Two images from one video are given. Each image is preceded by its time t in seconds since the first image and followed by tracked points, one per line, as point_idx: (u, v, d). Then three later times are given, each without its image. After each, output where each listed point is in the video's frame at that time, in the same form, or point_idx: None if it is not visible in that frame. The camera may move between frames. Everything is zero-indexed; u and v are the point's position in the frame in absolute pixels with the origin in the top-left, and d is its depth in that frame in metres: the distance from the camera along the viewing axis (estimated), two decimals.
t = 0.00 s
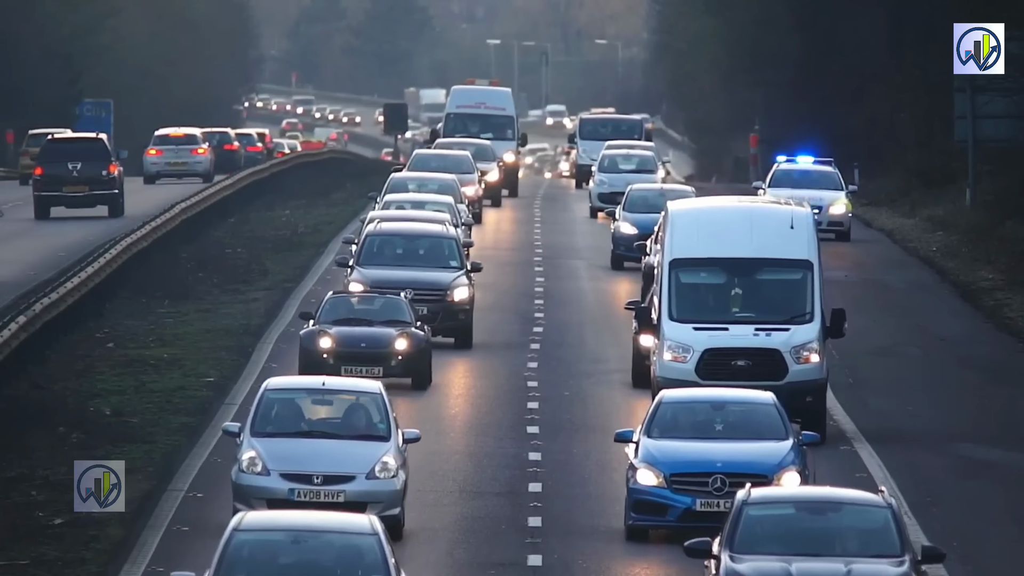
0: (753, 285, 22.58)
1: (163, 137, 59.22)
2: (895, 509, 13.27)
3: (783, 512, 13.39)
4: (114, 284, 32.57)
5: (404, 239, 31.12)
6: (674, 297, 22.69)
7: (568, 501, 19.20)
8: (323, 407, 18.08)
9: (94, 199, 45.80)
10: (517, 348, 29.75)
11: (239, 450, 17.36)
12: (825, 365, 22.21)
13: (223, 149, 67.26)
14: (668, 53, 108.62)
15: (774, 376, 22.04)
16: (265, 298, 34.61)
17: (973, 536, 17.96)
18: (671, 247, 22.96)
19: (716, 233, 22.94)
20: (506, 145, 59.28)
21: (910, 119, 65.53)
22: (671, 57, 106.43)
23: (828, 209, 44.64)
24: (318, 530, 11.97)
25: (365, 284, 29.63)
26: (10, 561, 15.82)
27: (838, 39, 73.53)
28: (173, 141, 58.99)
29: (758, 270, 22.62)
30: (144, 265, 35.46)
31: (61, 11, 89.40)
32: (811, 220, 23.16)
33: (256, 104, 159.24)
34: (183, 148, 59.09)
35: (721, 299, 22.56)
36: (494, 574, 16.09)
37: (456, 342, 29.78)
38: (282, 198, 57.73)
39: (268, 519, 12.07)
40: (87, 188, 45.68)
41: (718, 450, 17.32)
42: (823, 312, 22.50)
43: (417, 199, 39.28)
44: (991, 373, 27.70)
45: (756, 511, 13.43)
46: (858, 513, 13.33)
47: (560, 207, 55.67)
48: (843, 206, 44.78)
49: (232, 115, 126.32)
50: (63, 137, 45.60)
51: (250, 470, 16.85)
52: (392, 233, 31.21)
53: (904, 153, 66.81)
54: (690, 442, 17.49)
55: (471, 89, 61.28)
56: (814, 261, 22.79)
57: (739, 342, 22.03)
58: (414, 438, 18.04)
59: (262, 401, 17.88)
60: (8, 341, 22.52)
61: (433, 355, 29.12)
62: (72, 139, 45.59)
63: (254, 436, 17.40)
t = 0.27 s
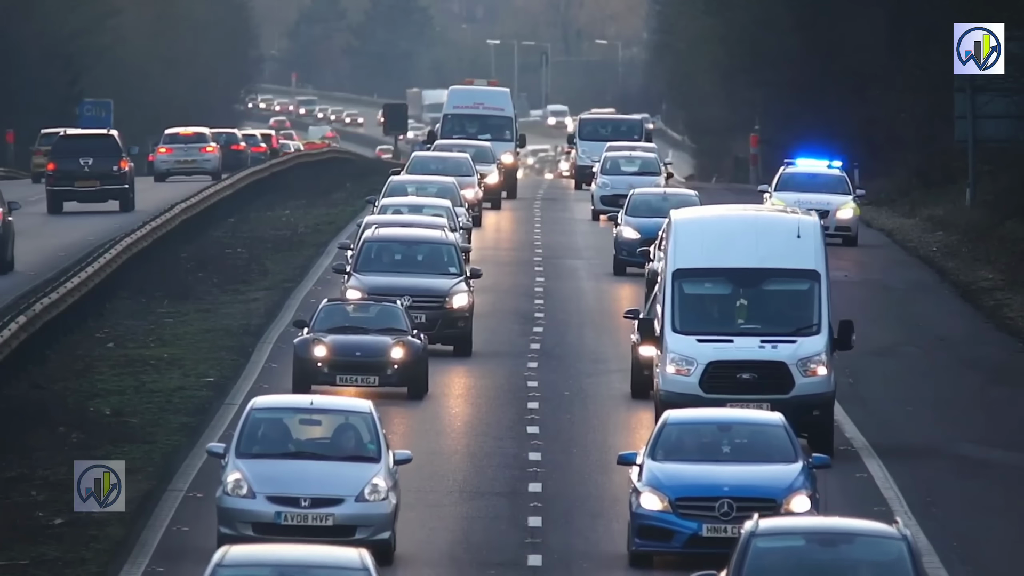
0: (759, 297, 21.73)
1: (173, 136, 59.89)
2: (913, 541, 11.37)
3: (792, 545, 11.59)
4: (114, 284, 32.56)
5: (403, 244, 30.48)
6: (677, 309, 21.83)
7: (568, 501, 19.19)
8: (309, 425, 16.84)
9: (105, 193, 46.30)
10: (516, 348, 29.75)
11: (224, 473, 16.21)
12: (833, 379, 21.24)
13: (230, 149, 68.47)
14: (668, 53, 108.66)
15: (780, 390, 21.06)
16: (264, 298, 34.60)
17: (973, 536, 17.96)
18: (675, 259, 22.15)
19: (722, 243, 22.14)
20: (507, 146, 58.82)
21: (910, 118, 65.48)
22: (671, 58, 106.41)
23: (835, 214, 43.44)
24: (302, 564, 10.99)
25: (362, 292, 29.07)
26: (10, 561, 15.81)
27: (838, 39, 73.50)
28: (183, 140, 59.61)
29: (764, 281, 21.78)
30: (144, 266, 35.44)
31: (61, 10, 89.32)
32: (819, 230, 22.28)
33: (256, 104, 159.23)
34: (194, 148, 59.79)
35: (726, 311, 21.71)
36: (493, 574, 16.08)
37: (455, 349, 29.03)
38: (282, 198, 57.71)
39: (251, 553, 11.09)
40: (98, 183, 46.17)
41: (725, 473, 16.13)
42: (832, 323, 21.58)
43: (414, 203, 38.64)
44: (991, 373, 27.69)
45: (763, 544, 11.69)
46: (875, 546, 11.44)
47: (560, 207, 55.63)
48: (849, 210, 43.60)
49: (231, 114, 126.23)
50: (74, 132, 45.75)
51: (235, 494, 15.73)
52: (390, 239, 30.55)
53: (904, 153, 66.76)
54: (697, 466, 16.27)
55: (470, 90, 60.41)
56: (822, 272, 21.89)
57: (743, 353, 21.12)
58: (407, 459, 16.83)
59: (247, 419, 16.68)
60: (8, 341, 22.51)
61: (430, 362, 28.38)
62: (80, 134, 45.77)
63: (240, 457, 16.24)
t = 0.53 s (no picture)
0: (764, 308, 20.31)
1: (181, 135, 61.51)
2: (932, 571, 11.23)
3: None
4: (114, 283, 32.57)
5: (400, 250, 29.62)
6: (679, 321, 20.37)
7: (568, 501, 19.20)
8: (297, 445, 16.03)
9: (117, 188, 48.28)
10: (517, 348, 29.75)
11: (207, 493, 15.47)
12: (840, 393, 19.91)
13: (236, 149, 70.00)
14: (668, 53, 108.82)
15: (786, 404, 19.73)
16: (265, 298, 34.61)
17: (973, 536, 17.98)
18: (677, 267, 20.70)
19: (727, 252, 20.70)
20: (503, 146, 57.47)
21: (910, 118, 65.49)
22: (671, 57, 106.49)
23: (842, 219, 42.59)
24: None
25: (359, 297, 28.20)
26: (10, 561, 15.82)
27: (837, 39, 73.54)
28: (190, 139, 61.23)
29: (770, 291, 20.38)
30: (144, 266, 35.46)
31: (60, 10, 89.36)
32: (827, 238, 20.91)
33: (256, 104, 159.28)
34: (201, 146, 61.25)
35: (731, 321, 20.27)
36: (494, 574, 16.09)
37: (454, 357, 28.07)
38: (283, 198, 57.76)
39: None
40: (110, 179, 48.14)
41: (733, 498, 15.17)
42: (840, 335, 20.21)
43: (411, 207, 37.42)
44: (991, 374, 27.71)
45: None
46: None
47: (561, 207, 55.66)
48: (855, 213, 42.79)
49: (231, 114, 126.21)
50: (87, 130, 47.68)
51: (219, 516, 15.00)
52: (388, 244, 29.71)
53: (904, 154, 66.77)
54: (703, 489, 15.32)
55: (468, 91, 59.12)
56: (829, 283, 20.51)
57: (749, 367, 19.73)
58: (398, 480, 16.14)
59: (232, 439, 15.88)
60: (8, 341, 22.51)
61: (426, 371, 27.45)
62: (92, 132, 47.72)
63: (224, 478, 15.47)
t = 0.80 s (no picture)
0: (768, 320, 19.67)
1: (189, 135, 63.70)
2: None
3: None
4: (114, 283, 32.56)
5: (397, 256, 29.25)
6: (682, 333, 19.74)
7: (568, 501, 19.20)
8: (284, 467, 15.23)
9: (127, 185, 49.70)
10: (517, 349, 29.76)
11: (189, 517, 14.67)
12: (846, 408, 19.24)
13: (242, 150, 71.95)
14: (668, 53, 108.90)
15: (791, 419, 19.05)
16: (265, 298, 34.61)
17: (973, 536, 17.96)
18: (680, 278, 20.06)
19: (731, 262, 20.07)
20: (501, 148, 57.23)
21: (910, 117, 65.48)
22: (671, 57, 106.49)
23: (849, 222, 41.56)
24: None
25: (356, 304, 27.75)
26: (11, 561, 15.82)
27: (837, 39, 73.55)
28: (198, 138, 63.46)
29: (774, 302, 19.74)
30: (144, 266, 35.46)
31: (60, 11, 89.36)
32: (833, 249, 20.28)
33: (256, 104, 159.34)
34: (208, 146, 63.37)
35: (734, 333, 19.63)
36: (495, 574, 16.09)
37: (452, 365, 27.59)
38: (283, 198, 57.80)
39: None
40: (120, 176, 49.42)
41: (742, 524, 14.20)
42: (847, 348, 19.55)
43: (409, 209, 36.74)
44: (991, 374, 27.70)
45: None
46: None
47: (561, 208, 55.70)
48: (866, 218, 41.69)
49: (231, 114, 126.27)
50: (97, 129, 48.85)
51: (203, 541, 14.24)
52: (384, 251, 29.38)
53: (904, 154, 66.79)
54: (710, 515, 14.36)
55: (465, 92, 59.10)
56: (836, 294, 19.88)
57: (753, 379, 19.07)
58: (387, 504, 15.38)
59: (217, 459, 15.09)
60: (8, 341, 22.52)
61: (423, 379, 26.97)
62: (103, 131, 48.89)
63: (207, 501, 14.68)
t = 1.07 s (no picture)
0: (772, 335, 18.53)
1: (196, 134, 64.46)
2: None
3: None
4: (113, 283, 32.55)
5: (394, 262, 28.49)
6: (682, 349, 18.59)
7: (568, 501, 19.20)
8: (270, 493, 14.18)
9: (138, 181, 50.86)
10: (516, 348, 29.77)
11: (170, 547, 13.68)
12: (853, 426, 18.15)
13: (248, 150, 73.00)
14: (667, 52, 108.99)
15: (796, 438, 17.95)
16: (265, 298, 34.60)
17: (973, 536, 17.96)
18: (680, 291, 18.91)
19: (733, 274, 18.92)
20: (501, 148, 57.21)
21: (909, 118, 65.50)
22: (671, 58, 106.61)
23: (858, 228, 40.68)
24: None
25: (352, 311, 27.10)
26: (11, 561, 15.82)
27: (837, 39, 73.57)
28: (205, 138, 64.22)
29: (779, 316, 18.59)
30: (144, 266, 35.45)
31: (60, 11, 89.30)
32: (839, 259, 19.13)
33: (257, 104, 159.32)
34: (214, 145, 64.20)
35: (736, 349, 18.49)
36: (495, 574, 16.09)
37: (449, 373, 27.06)
38: (283, 198, 57.84)
39: None
40: (131, 172, 50.64)
41: (750, 554, 13.27)
42: (854, 363, 18.42)
43: (405, 214, 36.31)
44: (991, 374, 27.70)
45: None
46: None
47: (561, 208, 55.74)
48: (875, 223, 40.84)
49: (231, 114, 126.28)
50: (107, 126, 50.18)
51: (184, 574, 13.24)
52: (381, 257, 28.57)
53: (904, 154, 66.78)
54: (719, 544, 13.45)
55: (463, 91, 59.06)
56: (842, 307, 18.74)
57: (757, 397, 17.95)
58: (378, 532, 14.35)
59: (199, 484, 14.06)
60: (8, 341, 22.53)
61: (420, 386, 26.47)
62: (114, 128, 50.22)
63: (189, 529, 13.66)
